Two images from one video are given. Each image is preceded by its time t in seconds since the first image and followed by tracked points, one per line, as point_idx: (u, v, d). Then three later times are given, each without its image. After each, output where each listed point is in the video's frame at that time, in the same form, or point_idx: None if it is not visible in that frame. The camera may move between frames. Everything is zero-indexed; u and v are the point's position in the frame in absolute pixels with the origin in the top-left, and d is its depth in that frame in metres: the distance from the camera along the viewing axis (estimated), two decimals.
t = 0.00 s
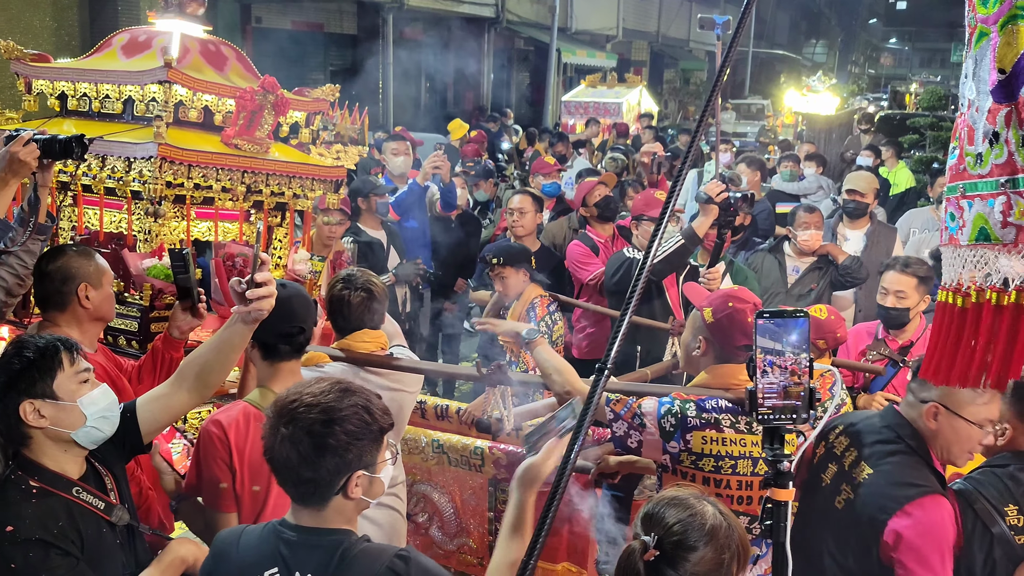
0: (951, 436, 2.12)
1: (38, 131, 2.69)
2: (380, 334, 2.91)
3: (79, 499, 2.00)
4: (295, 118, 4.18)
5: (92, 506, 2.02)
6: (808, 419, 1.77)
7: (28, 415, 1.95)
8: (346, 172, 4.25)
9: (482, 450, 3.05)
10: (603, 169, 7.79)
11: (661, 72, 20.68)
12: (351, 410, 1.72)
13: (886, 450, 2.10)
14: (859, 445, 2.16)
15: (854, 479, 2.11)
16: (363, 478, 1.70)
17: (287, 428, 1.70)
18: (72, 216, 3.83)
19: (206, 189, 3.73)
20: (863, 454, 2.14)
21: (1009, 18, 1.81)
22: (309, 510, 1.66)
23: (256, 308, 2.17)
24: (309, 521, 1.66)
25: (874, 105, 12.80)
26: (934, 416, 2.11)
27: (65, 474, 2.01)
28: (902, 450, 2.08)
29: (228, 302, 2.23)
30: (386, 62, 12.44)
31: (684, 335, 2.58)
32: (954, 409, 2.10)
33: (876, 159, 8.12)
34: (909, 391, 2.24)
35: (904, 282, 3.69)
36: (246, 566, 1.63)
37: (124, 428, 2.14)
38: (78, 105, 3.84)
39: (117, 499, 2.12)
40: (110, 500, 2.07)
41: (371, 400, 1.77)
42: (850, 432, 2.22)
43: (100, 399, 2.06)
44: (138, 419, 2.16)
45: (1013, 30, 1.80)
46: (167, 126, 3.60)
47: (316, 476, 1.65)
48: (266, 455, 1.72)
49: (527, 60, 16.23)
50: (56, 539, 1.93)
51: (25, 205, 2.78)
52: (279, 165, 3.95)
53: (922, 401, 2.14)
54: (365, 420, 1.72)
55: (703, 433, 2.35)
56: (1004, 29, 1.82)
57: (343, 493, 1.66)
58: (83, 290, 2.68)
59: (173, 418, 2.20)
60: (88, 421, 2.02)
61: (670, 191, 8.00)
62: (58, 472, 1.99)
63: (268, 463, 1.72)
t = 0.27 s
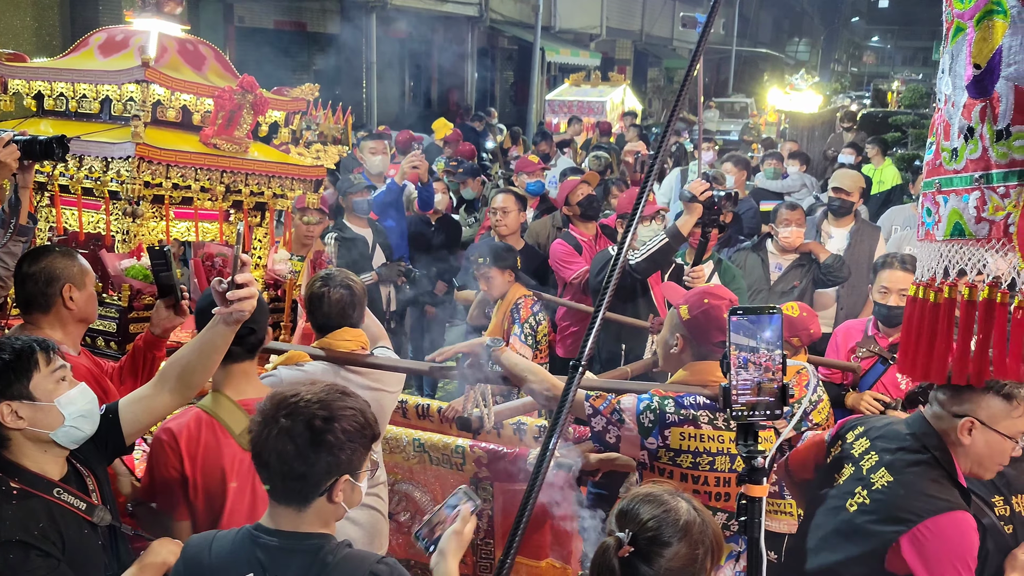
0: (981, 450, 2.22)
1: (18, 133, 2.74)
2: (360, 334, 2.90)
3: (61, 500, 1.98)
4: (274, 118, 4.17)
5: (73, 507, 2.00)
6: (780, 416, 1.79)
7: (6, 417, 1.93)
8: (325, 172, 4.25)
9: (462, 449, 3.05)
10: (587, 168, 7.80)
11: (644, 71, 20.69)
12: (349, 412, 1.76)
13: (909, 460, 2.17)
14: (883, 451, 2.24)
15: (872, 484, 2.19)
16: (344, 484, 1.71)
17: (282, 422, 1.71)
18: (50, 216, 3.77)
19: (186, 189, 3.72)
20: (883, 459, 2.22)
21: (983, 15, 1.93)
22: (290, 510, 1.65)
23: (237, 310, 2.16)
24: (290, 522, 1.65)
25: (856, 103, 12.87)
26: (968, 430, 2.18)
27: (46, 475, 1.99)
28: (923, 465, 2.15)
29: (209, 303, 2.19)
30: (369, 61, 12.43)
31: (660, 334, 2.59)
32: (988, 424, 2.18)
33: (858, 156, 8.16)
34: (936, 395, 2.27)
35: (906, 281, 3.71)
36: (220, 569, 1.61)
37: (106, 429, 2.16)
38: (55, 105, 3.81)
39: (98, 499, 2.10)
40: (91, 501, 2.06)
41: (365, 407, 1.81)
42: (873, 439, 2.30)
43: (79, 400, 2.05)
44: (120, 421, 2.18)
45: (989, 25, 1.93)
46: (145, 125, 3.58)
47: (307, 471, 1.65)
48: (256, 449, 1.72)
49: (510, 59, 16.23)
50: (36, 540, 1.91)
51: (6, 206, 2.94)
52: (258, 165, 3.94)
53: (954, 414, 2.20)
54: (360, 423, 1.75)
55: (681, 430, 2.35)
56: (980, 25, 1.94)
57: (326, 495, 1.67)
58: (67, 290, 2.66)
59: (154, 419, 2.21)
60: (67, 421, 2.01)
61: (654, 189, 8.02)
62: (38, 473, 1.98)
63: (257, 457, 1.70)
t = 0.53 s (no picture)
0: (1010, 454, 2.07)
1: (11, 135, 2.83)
2: (345, 333, 2.90)
3: (44, 501, 1.98)
4: (258, 117, 4.16)
5: (56, 508, 1.99)
6: (760, 412, 1.80)
7: None
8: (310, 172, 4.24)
9: (446, 449, 3.05)
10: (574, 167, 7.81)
11: (632, 70, 20.70)
12: (340, 415, 1.78)
13: (955, 469, 1.97)
14: (922, 462, 2.01)
15: (921, 497, 1.97)
16: (329, 491, 1.72)
17: (275, 420, 1.72)
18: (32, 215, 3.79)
19: (169, 189, 3.71)
20: (926, 471, 2.00)
21: (966, 10, 1.86)
22: (274, 510, 1.64)
23: (222, 310, 2.14)
24: (272, 524, 1.64)
25: (843, 102, 12.91)
26: (999, 435, 2.03)
27: (29, 476, 1.98)
28: (958, 463, 1.98)
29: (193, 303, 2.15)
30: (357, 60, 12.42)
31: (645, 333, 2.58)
32: (1017, 427, 2.04)
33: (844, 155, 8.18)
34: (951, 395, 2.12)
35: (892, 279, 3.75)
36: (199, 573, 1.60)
37: (89, 427, 2.15)
38: (37, 104, 3.80)
39: (83, 500, 2.10)
40: (75, 501, 2.05)
41: (354, 414, 1.83)
42: (907, 450, 2.06)
43: (61, 399, 2.04)
44: (103, 419, 2.16)
45: (971, 21, 1.86)
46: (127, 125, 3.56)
47: (298, 468, 1.66)
48: (242, 444, 1.71)
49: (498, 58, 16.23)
50: (20, 542, 1.91)
51: None
52: (242, 164, 3.93)
53: (985, 420, 2.04)
54: (349, 428, 1.78)
55: (665, 430, 2.35)
56: (961, 21, 1.87)
57: (311, 498, 1.67)
58: (41, 293, 2.65)
59: (140, 419, 2.18)
60: (48, 421, 2.00)
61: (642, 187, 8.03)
62: (21, 475, 1.97)
63: (245, 453, 1.69)
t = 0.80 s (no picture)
0: None
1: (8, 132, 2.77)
2: (337, 333, 2.88)
3: (38, 505, 1.95)
4: (252, 117, 4.14)
5: (51, 511, 1.98)
6: (752, 410, 1.80)
7: None
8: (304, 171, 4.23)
9: (441, 449, 3.03)
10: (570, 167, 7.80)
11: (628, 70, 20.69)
12: (332, 420, 1.79)
13: None
14: None
15: None
16: (320, 498, 1.71)
17: (271, 424, 1.71)
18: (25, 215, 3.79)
19: (162, 188, 3.70)
20: None
21: (969, 7, 1.84)
22: (266, 515, 1.64)
23: (218, 312, 2.15)
24: (262, 529, 1.64)
25: (838, 102, 12.91)
26: None
27: (22, 480, 1.96)
28: None
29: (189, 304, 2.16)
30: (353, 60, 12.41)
31: (639, 333, 2.61)
32: None
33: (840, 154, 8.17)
34: None
35: (888, 276, 3.69)
36: None
37: (83, 431, 2.12)
38: (30, 104, 3.79)
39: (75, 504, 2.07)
40: (69, 505, 2.03)
41: (346, 421, 1.83)
42: (1003, 477, 1.90)
43: (54, 403, 2.02)
44: (98, 422, 2.13)
45: (973, 17, 1.84)
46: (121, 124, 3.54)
47: (291, 471, 1.65)
48: (234, 449, 1.69)
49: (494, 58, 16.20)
50: (15, 546, 1.88)
51: None
52: (236, 164, 3.92)
53: None
54: (342, 434, 1.78)
55: (658, 433, 2.33)
56: (964, 17, 1.85)
57: (302, 504, 1.67)
58: (28, 298, 2.63)
59: (134, 423, 2.16)
60: (42, 425, 1.98)
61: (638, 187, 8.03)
62: (14, 478, 1.94)
63: (237, 458, 1.67)
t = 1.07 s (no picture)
0: None
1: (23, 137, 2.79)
2: (346, 336, 2.88)
3: (48, 509, 1.94)
4: (256, 117, 4.13)
5: (60, 516, 1.96)
6: (756, 413, 1.79)
7: None
8: (308, 172, 4.23)
9: (446, 452, 3.04)
10: (575, 168, 7.80)
11: (631, 70, 20.61)
12: (338, 427, 1.77)
13: None
14: None
15: None
16: (329, 504, 1.70)
17: (279, 431, 1.70)
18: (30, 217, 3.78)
19: (167, 189, 3.69)
20: None
21: (987, 11, 1.89)
22: (275, 521, 1.63)
23: (226, 318, 2.16)
24: (270, 537, 1.63)
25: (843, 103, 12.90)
26: None
27: (33, 485, 1.95)
28: None
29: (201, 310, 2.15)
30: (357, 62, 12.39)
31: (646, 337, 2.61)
32: None
33: (846, 157, 8.17)
34: None
35: (896, 278, 3.73)
36: None
37: (93, 436, 2.15)
38: (35, 105, 3.78)
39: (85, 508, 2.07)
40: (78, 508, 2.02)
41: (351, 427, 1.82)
42: None
43: (65, 409, 2.03)
44: (106, 428, 2.16)
45: (993, 21, 1.89)
46: (125, 125, 3.54)
47: (300, 479, 1.64)
48: (240, 457, 1.68)
49: (499, 59, 16.19)
50: (29, 550, 1.86)
51: (13, 209, 2.94)
52: (241, 165, 3.91)
53: None
54: (348, 440, 1.77)
55: (666, 437, 2.34)
56: (982, 21, 1.90)
57: (310, 511, 1.66)
58: (40, 304, 2.63)
59: (143, 430, 2.19)
60: (53, 432, 1.99)
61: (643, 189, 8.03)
62: (24, 483, 1.94)
63: (244, 465, 1.66)
